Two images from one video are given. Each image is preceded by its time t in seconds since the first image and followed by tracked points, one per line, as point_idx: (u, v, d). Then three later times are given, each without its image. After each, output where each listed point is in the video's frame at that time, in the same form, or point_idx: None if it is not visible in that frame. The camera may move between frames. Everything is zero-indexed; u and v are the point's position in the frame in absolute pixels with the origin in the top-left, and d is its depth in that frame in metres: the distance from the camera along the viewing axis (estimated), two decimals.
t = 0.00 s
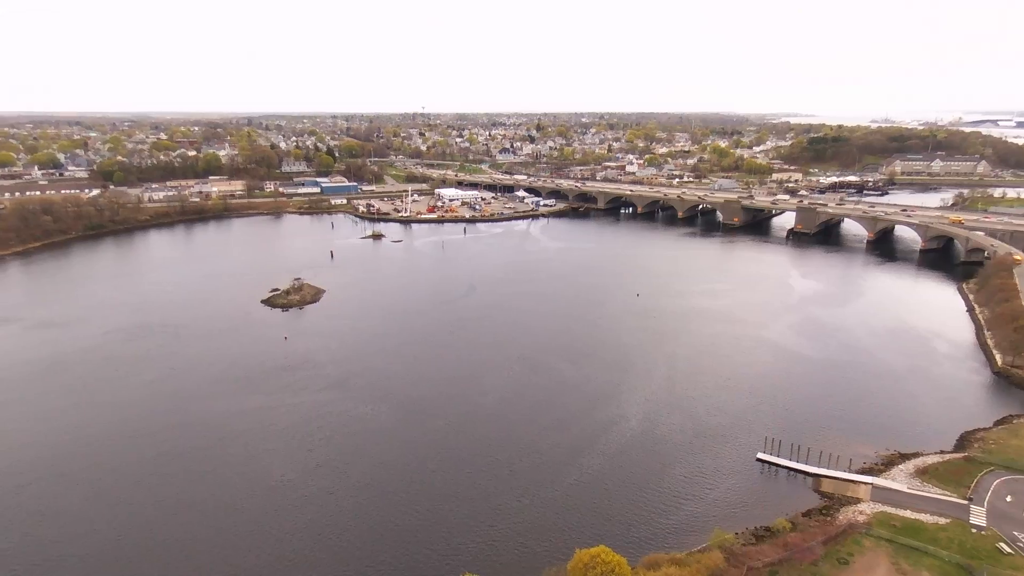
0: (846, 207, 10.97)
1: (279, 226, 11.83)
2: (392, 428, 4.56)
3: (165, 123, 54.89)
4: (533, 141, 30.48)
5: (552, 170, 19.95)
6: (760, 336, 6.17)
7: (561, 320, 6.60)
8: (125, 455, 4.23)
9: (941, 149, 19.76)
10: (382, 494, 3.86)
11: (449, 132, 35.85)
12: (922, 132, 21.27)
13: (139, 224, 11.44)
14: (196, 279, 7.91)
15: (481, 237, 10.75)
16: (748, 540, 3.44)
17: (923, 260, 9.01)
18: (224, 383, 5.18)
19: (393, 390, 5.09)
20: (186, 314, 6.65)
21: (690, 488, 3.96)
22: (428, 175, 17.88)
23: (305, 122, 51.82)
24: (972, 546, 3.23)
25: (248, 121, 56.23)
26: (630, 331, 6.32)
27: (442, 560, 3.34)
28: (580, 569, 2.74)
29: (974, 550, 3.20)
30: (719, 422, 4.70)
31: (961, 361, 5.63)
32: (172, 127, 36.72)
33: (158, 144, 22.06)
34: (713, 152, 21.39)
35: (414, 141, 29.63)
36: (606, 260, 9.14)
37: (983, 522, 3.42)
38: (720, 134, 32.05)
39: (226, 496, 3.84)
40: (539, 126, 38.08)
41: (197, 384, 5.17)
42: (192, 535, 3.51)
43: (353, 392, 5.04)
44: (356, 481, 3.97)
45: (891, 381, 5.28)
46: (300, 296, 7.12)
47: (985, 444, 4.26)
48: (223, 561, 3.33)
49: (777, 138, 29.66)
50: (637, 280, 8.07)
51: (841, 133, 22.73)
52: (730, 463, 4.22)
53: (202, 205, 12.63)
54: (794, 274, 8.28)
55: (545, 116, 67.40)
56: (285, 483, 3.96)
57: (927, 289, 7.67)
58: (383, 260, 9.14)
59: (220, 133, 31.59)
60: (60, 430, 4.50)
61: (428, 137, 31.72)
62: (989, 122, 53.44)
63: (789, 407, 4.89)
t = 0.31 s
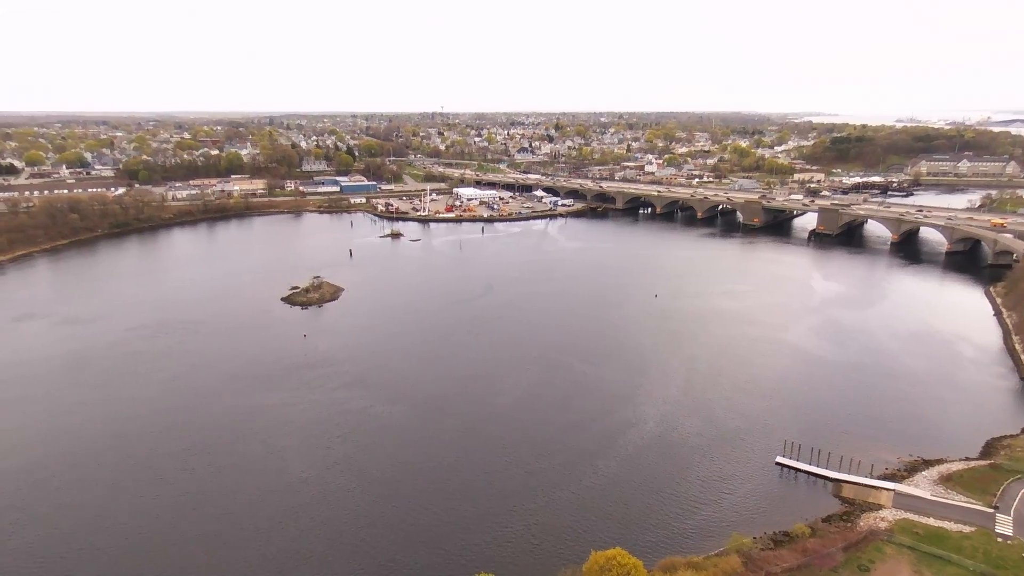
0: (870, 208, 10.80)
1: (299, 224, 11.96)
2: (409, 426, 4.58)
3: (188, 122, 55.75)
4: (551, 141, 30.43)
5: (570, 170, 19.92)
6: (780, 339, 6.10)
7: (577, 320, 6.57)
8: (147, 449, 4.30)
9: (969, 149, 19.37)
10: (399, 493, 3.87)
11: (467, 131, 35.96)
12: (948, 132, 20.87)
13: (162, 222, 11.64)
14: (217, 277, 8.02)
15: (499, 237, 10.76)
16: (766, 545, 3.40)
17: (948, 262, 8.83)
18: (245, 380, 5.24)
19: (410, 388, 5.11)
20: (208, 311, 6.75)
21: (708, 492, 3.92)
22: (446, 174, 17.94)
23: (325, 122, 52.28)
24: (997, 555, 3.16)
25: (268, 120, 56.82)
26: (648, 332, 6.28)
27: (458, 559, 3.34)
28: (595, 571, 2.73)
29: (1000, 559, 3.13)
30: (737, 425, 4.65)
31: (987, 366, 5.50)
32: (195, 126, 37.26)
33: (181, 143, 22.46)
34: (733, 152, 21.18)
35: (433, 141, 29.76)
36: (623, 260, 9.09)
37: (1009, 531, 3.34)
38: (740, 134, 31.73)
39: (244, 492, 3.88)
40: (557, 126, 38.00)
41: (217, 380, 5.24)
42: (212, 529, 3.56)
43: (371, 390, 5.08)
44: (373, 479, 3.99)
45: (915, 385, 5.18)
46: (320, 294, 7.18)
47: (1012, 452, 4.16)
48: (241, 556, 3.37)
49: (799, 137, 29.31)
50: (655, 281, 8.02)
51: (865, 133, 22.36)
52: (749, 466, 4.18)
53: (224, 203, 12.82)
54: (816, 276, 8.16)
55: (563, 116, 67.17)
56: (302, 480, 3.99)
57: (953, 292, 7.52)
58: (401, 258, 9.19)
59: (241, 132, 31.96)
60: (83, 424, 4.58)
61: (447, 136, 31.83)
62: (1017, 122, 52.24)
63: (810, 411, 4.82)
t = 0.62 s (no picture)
0: (892, 210, 10.63)
1: (318, 223, 12.06)
2: (425, 425, 4.60)
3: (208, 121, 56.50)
4: (568, 140, 30.35)
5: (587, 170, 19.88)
6: (799, 341, 6.02)
7: (593, 321, 6.55)
8: (167, 445, 4.36)
9: (995, 150, 18.99)
10: (414, 492, 3.88)
11: (484, 130, 35.99)
12: (974, 132, 20.47)
13: (184, 220, 11.82)
14: (237, 275, 8.11)
15: (515, 237, 10.76)
16: (783, 549, 3.36)
17: (973, 265, 8.66)
18: (263, 377, 5.30)
19: (426, 387, 5.13)
20: (228, 309, 6.83)
21: (724, 496, 3.88)
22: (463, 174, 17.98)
23: (342, 122, 52.68)
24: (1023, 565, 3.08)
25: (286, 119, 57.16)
26: (664, 334, 6.24)
27: (472, 559, 3.34)
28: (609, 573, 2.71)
29: None
30: (754, 428, 4.60)
31: (1013, 372, 5.39)
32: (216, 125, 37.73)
33: (203, 142, 22.79)
34: (753, 152, 20.98)
35: (450, 140, 29.83)
36: (641, 261, 9.05)
37: None
38: (760, 134, 31.41)
39: (261, 488, 3.92)
40: (574, 125, 37.90)
41: (236, 377, 5.30)
42: (229, 524, 3.61)
43: (387, 389, 5.10)
44: (388, 477, 4.01)
45: (937, 391, 5.08)
46: (337, 293, 7.23)
47: None
48: (258, 551, 3.40)
49: (820, 137, 28.96)
50: (671, 282, 7.96)
51: (888, 133, 22.02)
52: (767, 470, 4.13)
53: (244, 202, 12.97)
54: (836, 278, 8.05)
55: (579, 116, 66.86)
56: (318, 477, 4.02)
57: (978, 295, 7.36)
58: (418, 258, 9.23)
59: (262, 131, 32.30)
60: (105, 420, 4.66)
61: (464, 136, 31.89)
62: None
63: (830, 414, 4.75)
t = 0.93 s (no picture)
0: (916, 210, 10.45)
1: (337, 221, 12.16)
2: (441, 423, 4.61)
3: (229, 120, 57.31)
4: (586, 140, 30.26)
5: (605, 169, 19.81)
6: (819, 344, 5.94)
7: (610, 321, 6.52)
8: (188, 439, 4.43)
9: None
10: (429, 490, 3.89)
11: (502, 130, 35.97)
12: (1004, 132, 20.03)
13: (206, 218, 11.99)
14: (257, 272, 8.21)
15: (532, 236, 10.76)
16: (802, 554, 3.32)
17: (1001, 268, 8.48)
18: (282, 373, 5.35)
19: (443, 386, 5.15)
20: (248, 305, 6.92)
21: (742, 499, 3.84)
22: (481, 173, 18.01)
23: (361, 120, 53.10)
24: None
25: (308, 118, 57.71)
26: (682, 335, 6.20)
27: (487, 558, 3.35)
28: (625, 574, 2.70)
29: None
30: (773, 431, 4.55)
31: None
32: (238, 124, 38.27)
33: (225, 140, 23.09)
34: (774, 151, 20.74)
35: (468, 140, 29.90)
36: (658, 261, 9.00)
37: None
38: (782, 134, 31.00)
39: (280, 483, 3.97)
40: (592, 125, 37.77)
41: (256, 373, 5.37)
42: (248, 519, 3.65)
43: (405, 386, 5.13)
44: (404, 475, 4.04)
45: (962, 395, 4.98)
46: (355, 290, 7.28)
47: None
48: (275, 546, 3.43)
49: (842, 136, 28.57)
50: (689, 282, 7.91)
51: (914, 132, 21.64)
52: (786, 474, 4.08)
53: (265, 200, 13.13)
54: (858, 280, 7.93)
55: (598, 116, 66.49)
56: (335, 474, 4.05)
57: (1005, 298, 7.21)
58: (436, 256, 9.27)
59: (283, 130, 32.56)
60: (128, 413, 4.74)
61: (482, 135, 31.93)
62: None
63: (851, 418, 4.69)
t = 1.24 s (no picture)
0: (941, 214, 10.27)
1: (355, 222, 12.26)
2: (457, 423, 4.62)
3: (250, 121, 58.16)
4: (604, 141, 30.19)
5: (623, 171, 19.76)
6: (839, 348, 5.86)
7: (626, 324, 6.49)
8: (206, 436, 4.48)
9: None
10: (444, 490, 3.90)
11: (519, 131, 36.04)
12: None
13: (227, 217, 12.15)
14: (276, 271, 8.30)
15: (549, 237, 10.75)
16: (820, 562, 3.27)
17: None
18: (300, 372, 5.40)
19: (459, 386, 5.16)
20: (267, 304, 7.00)
21: (760, 505, 3.79)
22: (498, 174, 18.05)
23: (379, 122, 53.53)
24: None
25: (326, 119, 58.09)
26: (699, 338, 6.14)
27: (502, 560, 3.34)
28: None
29: None
30: (792, 436, 4.49)
31: None
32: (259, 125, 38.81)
33: (246, 141, 23.44)
34: (795, 153, 20.52)
35: (486, 141, 29.98)
36: (676, 263, 8.94)
37: None
38: (803, 135, 30.64)
39: (296, 481, 4.00)
40: (610, 126, 37.62)
41: (275, 371, 5.42)
42: (264, 515, 3.68)
43: (421, 386, 5.15)
44: (420, 475, 4.05)
45: (987, 402, 4.87)
46: (373, 290, 7.33)
47: None
48: (291, 544, 3.46)
49: (865, 138, 28.19)
50: (707, 285, 7.84)
51: (939, 134, 21.27)
52: (805, 480, 4.02)
53: (285, 200, 13.29)
54: (881, 284, 7.80)
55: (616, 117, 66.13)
56: (351, 472, 4.08)
57: None
58: (452, 257, 9.30)
59: (302, 131, 32.87)
60: (150, 409, 4.82)
61: (500, 137, 32.00)
62: None
63: (872, 424, 4.61)
